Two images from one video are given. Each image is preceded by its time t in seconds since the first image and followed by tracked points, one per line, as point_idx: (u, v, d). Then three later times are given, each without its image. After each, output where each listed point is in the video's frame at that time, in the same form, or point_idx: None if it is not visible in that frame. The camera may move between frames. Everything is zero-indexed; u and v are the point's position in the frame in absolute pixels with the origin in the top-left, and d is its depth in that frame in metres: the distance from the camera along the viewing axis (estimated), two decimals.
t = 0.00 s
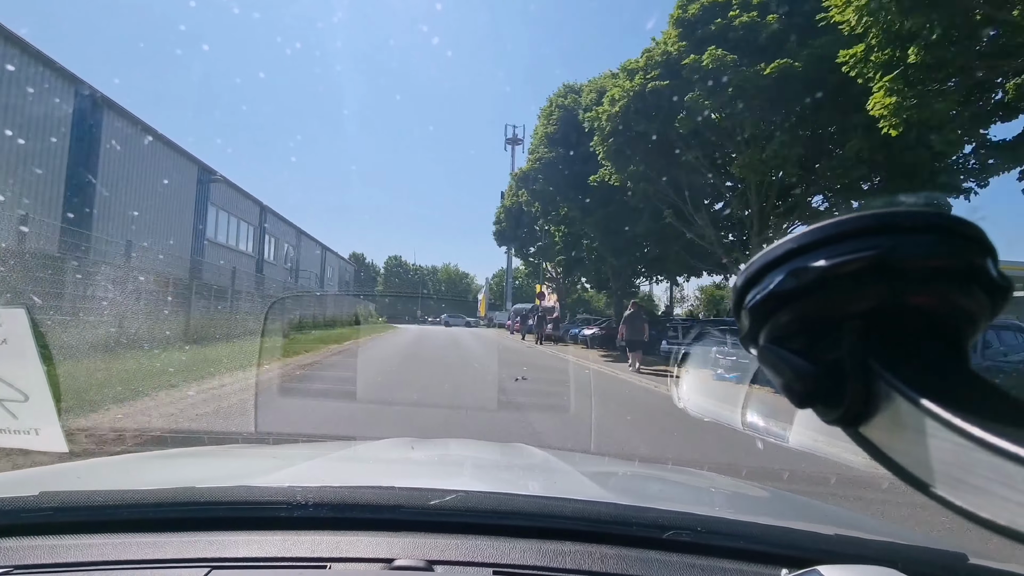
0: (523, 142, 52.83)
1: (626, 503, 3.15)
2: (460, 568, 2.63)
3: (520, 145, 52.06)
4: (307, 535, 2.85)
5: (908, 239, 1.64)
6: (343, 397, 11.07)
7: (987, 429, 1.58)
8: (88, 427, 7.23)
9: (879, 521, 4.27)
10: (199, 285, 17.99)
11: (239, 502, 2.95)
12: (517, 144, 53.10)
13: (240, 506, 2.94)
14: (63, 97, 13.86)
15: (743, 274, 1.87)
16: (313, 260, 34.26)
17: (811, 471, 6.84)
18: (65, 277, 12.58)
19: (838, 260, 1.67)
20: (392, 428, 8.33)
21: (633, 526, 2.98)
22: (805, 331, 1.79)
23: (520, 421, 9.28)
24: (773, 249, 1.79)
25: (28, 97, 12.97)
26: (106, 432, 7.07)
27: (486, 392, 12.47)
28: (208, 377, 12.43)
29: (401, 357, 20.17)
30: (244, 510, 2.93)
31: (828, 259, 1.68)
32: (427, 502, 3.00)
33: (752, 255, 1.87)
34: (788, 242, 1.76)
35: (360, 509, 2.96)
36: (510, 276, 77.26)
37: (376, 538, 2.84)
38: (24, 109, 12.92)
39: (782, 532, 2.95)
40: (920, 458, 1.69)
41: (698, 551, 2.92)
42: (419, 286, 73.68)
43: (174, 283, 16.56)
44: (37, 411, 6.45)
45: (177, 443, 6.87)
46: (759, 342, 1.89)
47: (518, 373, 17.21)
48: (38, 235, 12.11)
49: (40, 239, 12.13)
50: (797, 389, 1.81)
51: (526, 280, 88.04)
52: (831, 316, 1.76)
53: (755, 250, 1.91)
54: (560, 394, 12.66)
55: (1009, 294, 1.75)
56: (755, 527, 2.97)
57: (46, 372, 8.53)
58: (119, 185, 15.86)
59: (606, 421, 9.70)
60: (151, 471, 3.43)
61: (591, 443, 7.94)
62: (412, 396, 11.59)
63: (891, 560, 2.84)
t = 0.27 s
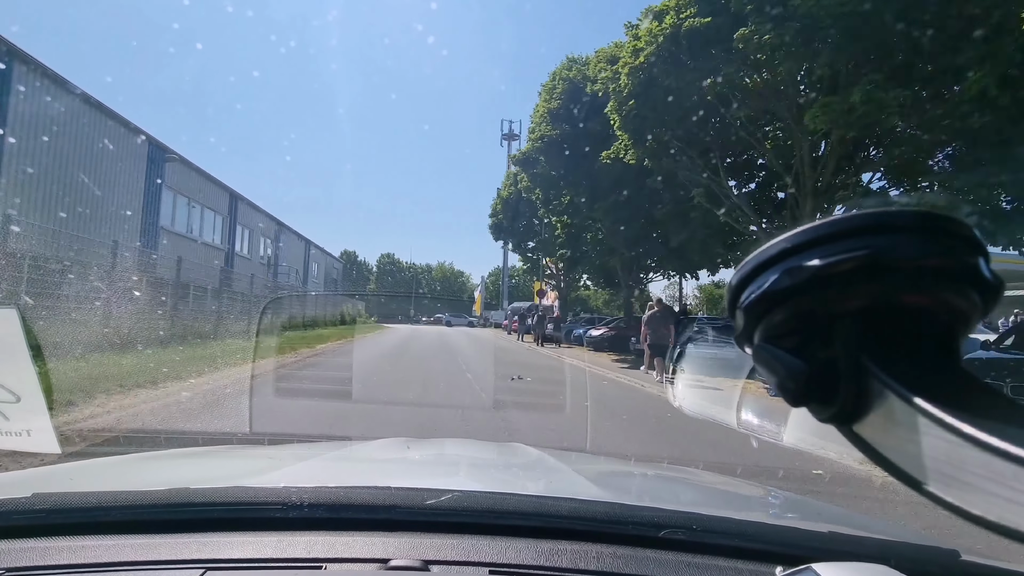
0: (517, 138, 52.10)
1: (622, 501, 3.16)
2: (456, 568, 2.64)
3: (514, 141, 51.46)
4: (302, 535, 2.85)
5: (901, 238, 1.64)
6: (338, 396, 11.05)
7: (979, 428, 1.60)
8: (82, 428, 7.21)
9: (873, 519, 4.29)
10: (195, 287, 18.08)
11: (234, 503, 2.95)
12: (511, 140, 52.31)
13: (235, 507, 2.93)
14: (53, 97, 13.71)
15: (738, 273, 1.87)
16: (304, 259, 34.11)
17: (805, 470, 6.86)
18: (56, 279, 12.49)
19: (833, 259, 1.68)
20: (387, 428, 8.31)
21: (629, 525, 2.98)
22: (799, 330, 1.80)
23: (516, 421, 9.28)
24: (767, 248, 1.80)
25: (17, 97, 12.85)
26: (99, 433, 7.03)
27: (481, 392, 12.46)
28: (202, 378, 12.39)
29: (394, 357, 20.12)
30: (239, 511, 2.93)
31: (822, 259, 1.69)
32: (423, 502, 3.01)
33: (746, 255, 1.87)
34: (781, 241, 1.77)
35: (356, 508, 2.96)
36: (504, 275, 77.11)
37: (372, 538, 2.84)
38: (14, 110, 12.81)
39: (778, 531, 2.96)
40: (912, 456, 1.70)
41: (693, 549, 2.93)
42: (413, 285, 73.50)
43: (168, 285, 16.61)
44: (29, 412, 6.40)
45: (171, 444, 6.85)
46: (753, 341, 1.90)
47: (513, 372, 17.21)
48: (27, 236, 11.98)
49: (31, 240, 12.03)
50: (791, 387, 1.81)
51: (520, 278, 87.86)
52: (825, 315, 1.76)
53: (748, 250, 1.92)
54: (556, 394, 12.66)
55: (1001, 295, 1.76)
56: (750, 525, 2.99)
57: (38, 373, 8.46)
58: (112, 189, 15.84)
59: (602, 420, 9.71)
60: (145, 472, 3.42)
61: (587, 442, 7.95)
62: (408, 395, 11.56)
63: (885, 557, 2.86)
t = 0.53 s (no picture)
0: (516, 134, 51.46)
1: (621, 498, 3.17)
2: (455, 565, 2.64)
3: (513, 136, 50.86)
4: (301, 534, 2.85)
5: (898, 237, 1.65)
6: (336, 395, 11.05)
7: (975, 426, 1.61)
8: (80, 426, 7.21)
9: (871, 516, 4.30)
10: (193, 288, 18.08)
11: (233, 501, 2.95)
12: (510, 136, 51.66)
13: (233, 505, 2.94)
14: (49, 95, 13.67)
15: (735, 271, 1.87)
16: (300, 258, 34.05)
17: (803, 467, 6.88)
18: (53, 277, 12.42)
19: (830, 257, 1.69)
20: (386, 426, 8.30)
21: (627, 522, 2.99)
22: (797, 329, 1.81)
23: (514, 418, 9.29)
24: (765, 246, 1.80)
25: (14, 95, 12.83)
26: (97, 432, 7.01)
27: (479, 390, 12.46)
28: (201, 376, 12.39)
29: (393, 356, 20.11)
30: (237, 509, 2.93)
31: (820, 257, 1.70)
32: (421, 500, 3.01)
33: (744, 252, 1.87)
34: (779, 240, 1.77)
35: (354, 506, 2.96)
36: (503, 273, 77.01)
37: (371, 536, 2.85)
38: (10, 108, 12.77)
39: (775, 527, 2.97)
40: (909, 454, 1.71)
41: (691, 547, 2.94)
42: (410, 283, 73.30)
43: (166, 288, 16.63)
44: (26, 411, 6.38)
45: (170, 442, 6.85)
46: (751, 340, 1.90)
47: (512, 369, 17.23)
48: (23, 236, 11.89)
49: (29, 238, 11.99)
50: (788, 386, 1.82)
51: (518, 276, 87.70)
52: (821, 314, 1.77)
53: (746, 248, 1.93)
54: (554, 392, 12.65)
55: (997, 293, 1.77)
56: (746, 522, 3.00)
57: (36, 373, 8.45)
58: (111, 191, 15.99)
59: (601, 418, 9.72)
60: (143, 471, 3.41)
61: (586, 440, 7.97)
62: (406, 394, 11.54)
63: (881, 555, 2.87)
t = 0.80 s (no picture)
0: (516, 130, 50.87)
1: (619, 496, 3.18)
2: (454, 563, 2.65)
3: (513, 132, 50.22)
4: (300, 532, 2.85)
5: (896, 234, 1.65)
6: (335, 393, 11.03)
7: (973, 421, 1.61)
8: (79, 426, 7.21)
9: (871, 513, 4.30)
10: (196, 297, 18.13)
11: (231, 500, 2.95)
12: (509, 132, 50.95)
13: (232, 504, 2.94)
14: (46, 93, 13.65)
15: (734, 269, 1.88)
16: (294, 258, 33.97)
17: (801, 465, 6.89)
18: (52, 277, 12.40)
19: (828, 255, 1.69)
20: (385, 425, 8.29)
21: (626, 520, 3.00)
22: (795, 326, 1.81)
23: (514, 417, 9.29)
24: (764, 244, 1.80)
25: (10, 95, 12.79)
26: (95, 431, 7.00)
27: (478, 388, 12.44)
28: (200, 375, 12.38)
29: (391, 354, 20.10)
30: (236, 508, 2.93)
31: (818, 255, 1.70)
32: (421, 498, 3.01)
33: (742, 250, 1.88)
34: (777, 237, 1.78)
35: (353, 505, 2.97)
36: (502, 272, 77.02)
37: (371, 534, 2.85)
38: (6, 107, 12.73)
39: (774, 525, 2.97)
40: (906, 451, 1.71)
41: (690, 544, 2.95)
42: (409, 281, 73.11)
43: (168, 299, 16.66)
44: (24, 412, 6.37)
45: (169, 441, 6.84)
46: (749, 337, 1.91)
47: (510, 368, 17.22)
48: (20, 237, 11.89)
49: (27, 238, 11.98)
50: (787, 384, 1.82)
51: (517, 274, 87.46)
52: (820, 312, 1.77)
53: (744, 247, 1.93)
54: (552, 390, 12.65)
55: (996, 290, 1.77)
56: (745, 519, 3.01)
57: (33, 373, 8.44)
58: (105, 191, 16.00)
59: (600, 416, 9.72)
60: (142, 470, 3.41)
61: (585, 438, 7.97)
62: (405, 392, 11.53)
63: (879, 552, 2.88)
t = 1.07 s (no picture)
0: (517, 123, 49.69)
1: (618, 495, 3.19)
2: (453, 563, 2.65)
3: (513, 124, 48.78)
4: (298, 532, 2.85)
5: (892, 233, 1.66)
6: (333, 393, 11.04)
7: (969, 420, 1.61)
8: (76, 426, 7.21)
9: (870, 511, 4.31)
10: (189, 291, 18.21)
11: (229, 500, 2.95)
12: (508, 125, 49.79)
13: (230, 504, 2.94)
14: (41, 93, 13.68)
15: (732, 268, 1.89)
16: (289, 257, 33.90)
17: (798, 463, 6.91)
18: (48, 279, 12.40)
19: (826, 253, 1.70)
20: (383, 425, 8.29)
21: (624, 518, 3.00)
22: (793, 325, 1.82)
23: (511, 416, 9.30)
24: (761, 243, 1.82)
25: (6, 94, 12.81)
26: (93, 432, 7.00)
27: (476, 388, 12.43)
28: (197, 375, 12.37)
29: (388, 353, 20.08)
30: (234, 508, 2.93)
31: (815, 254, 1.71)
32: (419, 498, 3.01)
33: (740, 249, 1.89)
34: (775, 237, 1.78)
35: (351, 505, 2.97)
36: (500, 270, 77.03)
37: (369, 534, 2.85)
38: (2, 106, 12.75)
39: (771, 523, 2.99)
40: (903, 448, 1.71)
41: (688, 542, 2.95)
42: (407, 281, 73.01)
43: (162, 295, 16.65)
44: (21, 413, 6.37)
45: (166, 442, 6.84)
46: (747, 336, 1.91)
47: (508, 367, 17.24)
48: (12, 239, 11.87)
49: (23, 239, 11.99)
50: (785, 382, 1.82)
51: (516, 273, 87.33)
52: (817, 310, 1.78)
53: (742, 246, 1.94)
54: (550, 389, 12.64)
55: (991, 289, 1.77)
56: (743, 517, 3.01)
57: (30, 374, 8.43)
58: (99, 191, 15.97)
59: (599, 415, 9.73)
60: (139, 471, 3.41)
61: (583, 437, 7.98)
62: (403, 392, 11.54)
63: (876, 549, 2.90)
